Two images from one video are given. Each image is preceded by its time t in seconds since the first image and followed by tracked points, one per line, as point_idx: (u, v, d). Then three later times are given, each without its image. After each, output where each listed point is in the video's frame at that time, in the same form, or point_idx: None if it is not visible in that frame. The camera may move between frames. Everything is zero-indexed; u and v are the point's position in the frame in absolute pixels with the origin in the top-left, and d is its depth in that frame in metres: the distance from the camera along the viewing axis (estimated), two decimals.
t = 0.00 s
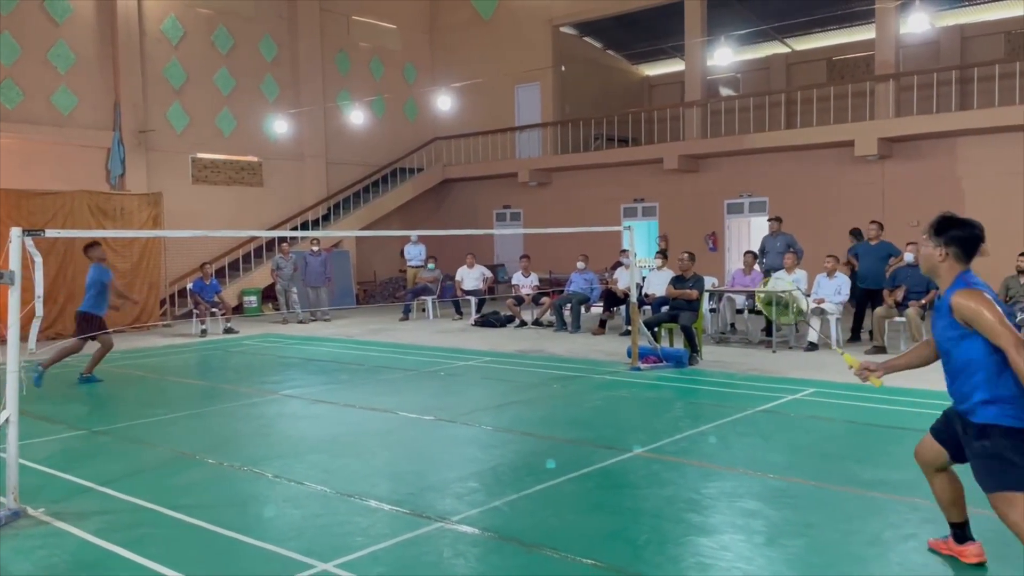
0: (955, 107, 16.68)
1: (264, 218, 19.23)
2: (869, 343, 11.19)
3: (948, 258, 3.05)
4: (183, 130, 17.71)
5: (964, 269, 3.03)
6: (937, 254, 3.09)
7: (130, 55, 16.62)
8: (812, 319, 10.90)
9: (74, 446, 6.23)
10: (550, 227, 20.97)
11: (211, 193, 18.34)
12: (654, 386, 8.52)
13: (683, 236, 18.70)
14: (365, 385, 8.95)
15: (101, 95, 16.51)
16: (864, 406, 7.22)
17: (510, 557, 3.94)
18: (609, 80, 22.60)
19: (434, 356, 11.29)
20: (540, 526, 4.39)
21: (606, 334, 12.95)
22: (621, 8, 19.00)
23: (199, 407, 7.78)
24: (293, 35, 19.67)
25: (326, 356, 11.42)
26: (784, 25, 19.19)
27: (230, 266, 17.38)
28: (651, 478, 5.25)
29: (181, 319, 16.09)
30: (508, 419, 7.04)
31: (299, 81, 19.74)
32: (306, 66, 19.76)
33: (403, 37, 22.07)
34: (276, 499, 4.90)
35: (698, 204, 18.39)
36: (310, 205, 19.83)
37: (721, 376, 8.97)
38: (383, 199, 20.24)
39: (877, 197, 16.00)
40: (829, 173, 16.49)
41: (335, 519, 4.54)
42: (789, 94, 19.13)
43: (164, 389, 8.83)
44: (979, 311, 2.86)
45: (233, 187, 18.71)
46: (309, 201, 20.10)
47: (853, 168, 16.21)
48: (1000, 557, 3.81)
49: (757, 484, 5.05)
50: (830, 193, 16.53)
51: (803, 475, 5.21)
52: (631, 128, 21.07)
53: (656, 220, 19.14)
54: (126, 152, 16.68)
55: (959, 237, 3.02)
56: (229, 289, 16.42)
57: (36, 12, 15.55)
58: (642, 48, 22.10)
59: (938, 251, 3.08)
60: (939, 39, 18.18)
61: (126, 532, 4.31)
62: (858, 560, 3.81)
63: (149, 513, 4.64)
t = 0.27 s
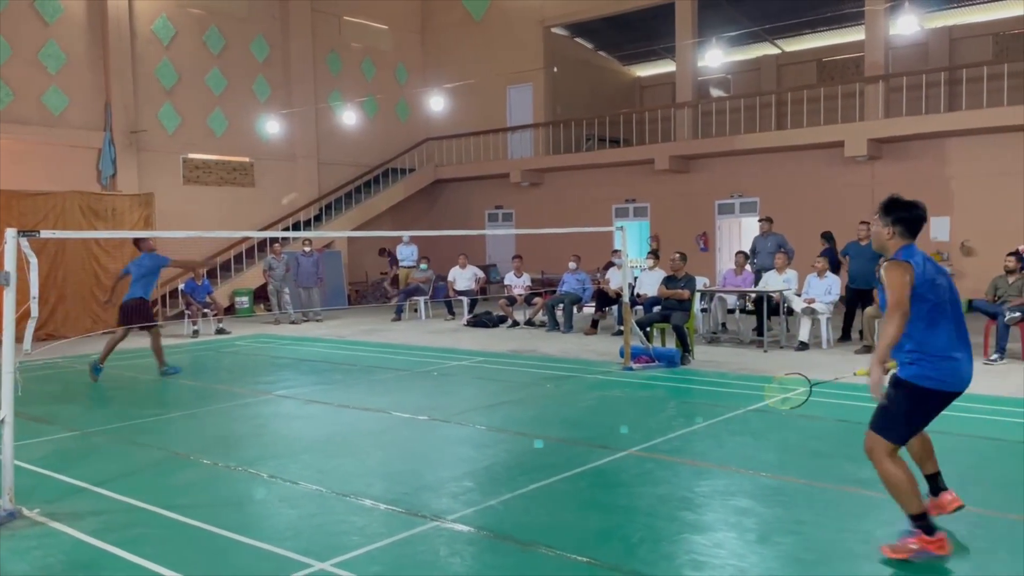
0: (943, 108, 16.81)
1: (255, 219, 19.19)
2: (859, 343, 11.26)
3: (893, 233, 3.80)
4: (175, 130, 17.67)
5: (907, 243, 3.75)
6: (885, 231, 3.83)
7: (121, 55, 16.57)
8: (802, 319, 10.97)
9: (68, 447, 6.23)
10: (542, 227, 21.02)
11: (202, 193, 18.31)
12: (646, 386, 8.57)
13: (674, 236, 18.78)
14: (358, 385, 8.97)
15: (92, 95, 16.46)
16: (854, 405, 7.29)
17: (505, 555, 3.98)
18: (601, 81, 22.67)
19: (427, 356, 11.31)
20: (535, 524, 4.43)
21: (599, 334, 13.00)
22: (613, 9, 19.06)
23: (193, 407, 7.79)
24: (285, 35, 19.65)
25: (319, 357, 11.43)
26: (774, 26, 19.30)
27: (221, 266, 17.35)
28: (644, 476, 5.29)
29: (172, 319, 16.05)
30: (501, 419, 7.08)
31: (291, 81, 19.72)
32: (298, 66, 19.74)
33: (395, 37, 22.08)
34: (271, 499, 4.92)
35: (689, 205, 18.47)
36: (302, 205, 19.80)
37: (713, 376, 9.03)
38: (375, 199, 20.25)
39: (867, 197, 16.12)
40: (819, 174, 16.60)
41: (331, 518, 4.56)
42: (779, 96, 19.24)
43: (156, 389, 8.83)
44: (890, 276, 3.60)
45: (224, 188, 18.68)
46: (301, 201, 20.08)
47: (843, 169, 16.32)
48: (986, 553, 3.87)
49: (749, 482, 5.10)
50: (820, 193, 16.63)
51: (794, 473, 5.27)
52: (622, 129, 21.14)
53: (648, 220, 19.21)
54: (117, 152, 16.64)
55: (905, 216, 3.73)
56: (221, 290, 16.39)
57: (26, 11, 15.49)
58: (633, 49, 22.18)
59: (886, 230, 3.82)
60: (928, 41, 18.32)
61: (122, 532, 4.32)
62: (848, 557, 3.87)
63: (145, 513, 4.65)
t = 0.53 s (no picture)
0: (930, 109, 16.94)
1: (245, 220, 19.13)
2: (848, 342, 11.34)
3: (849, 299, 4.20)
4: (164, 131, 17.60)
5: (861, 309, 4.16)
6: (844, 298, 4.21)
7: (110, 55, 16.50)
8: (792, 318, 11.05)
9: (61, 448, 6.21)
10: (533, 228, 21.05)
11: (192, 194, 18.24)
12: (638, 386, 8.61)
13: (664, 236, 18.85)
14: (351, 386, 8.97)
15: (80, 95, 16.38)
16: (844, 404, 7.36)
17: (501, 554, 4.00)
18: (591, 82, 22.73)
19: (419, 356, 11.32)
20: (531, 523, 4.46)
21: (590, 334, 13.05)
22: (603, 10, 19.12)
23: (185, 408, 7.77)
24: (275, 35, 19.59)
25: (311, 357, 11.42)
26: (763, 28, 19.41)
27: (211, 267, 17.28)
28: (638, 475, 5.33)
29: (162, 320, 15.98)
30: (495, 419, 7.10)
31: (281, 81, 19.67)
32: (287, 65, 19.69)
33: (385, 38, 22.06)
34: (267, 499, 4.93)
35: (679, 205, 18.55)
36: (292, 206, 19.74)
37: (704, 375, 9.08)
38: (366, 200, 20.22)
39: (855, 198, 16.24)
40: (808, 175, 16.71)
41: (327, 518, 4.58)
42: (769, 97, 19.35)
43: (148, 391, 8.80)
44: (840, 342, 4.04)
45: (214, 188, 18.61)
46: (291, 202, 20.02)
47: (832, 169, 16.44)
48: (978, 549, 3.92)
49: (742, 480, 5.15)
50: (809, 194, 16.74)
51: (787, 472, 5.32)
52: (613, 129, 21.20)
53: (638, 221, 19.27)
54: (106, 152, 16.56)
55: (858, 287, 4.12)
56: (211, 290, 16.33)
57: (14, 11, 15.40)
58: (623, 50, 22.25)
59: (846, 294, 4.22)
60: (915, 42, 18.47)
61: (119, 533, 4.32)
62: (841, 553, 3.92)
63: (140, 513, 4.64)
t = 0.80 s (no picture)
0: (916, 111, 17.10)
1: (233, 220, 19.05)
2: (836, 342, 11.44)
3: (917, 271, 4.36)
4: (152, 131, 17.52)
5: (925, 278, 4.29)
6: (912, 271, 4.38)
7: (98, 55, 16.41)
8: (781, 318, 11.14)
9: (52, 450, 6.18)
10: (522, 228, 21.09)
11: (180, 194, 18.15)
12: (629, 385, 8.66)
13: (653, 237, 18.93)
14: (342, 387, 8.97)
15: (67, 95, 16.27)
16: (833, 403, 7.43)
17: (497, 553, 4.03)
18: (580, 83, 22.80)
19: (410, 356, 11.32)
20: (526, 522, 4.48)
21: (580, 334, 13.09)
22: (592, 11, 19.17)
23: (176, 409, 7.75)
24: (263, 35, 19.53)
25: (301, 358, 11.41)
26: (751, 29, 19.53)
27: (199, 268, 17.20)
28: (631, 474, 5.37)
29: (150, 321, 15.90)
30: (487, 418, 7.13)
31: (269, 82, 19.61)
32: (275, 66, 19.62)
33: (373, 38, 22.03)
34: (262, 499, 4.93)
35: (668, 206, 18.63)
36: (281, 207, 19.67)
37: (694, 375, 9.14)
38: (354, 200, 20.20)
39: (842, 198, 16.37)
40: (795, 175, 16.83)
41: (322, 518, 4.59)
42: (756, 98, 19.46)
43: (137, 392, 8.76)
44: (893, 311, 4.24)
45: (202, 189, 18.53)
46: (279, 203, 19.95)
47: (819, 170, 16.57)
48: (967, 545, 3.98)
49: (734, 479, 5.20)
50: (797, 195, 16.86)
51: (778, 470, 5.37)
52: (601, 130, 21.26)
53: (627, 221, 19.34)
54: (93, 153, 16.46)
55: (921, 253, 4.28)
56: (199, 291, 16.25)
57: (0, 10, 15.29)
58: (611, 51, 22.33)
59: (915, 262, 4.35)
60: (901, 45, 18.65)
61: (113, 534, 4.32)
62: (833, 549, 3.97)
63: (134, 514, 4.64)
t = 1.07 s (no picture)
0: (901, 112, 17.23)
1: (219, 221, 18.93)
2: (823, 342, 11.52)
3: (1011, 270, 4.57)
4: (137, 131, 17.40)
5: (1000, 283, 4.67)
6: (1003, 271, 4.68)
7: (83, 54, 16.28)
8: (768, 318, 11.19)
9: (39, 451, 6.13)
10: (510, 229, 21.09)
11: (165, 195, 18.03)
12: (618, 385, 8.68)
13: (641, 237, 18.98)
14: (332, 387, 8.94)
15: (51, 94, 16.13)
16: (821, 402, 7.48)
17: (490, 552, 4.03)
18: (568, 84, 22.83)
19: (399, 357, 11.30)
20: (517, 522, 4.48)
21: (568, 334, 13.11)
22: (580, 12, 19.19)
23: (165, 410, 7.70)
24: (250, 35, 19.43)
25: (289, 359, 11.36)
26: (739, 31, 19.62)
27: (186, 268, 17.08)
28: (622, 473, 5.38)
29: (136, 322, 15.79)
30: (477, 419, 7.12)
31: (256, 82, 19.50)
32: (262, 66, 19.53)
33: (361, 38, 21.97)
34: (252, 500, 4.91)
35: (656, 207, 18.68)
36: (267, 208, 19.57)
37: (682, 375, 9.17)
38: (342, 201, 20.13)
39: (828, 199, 16.47)
40: (783, 176, 16.92)
41: (313, 518, 4.57)
42: (744, 99, 19.54)
43: (125, 393, 8.70)
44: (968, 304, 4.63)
45: (188, 189, 18.40)
46: (266, 203, 19.85)
47: (806, 171, 16.66)
48: (955, 542, 4.02)
49: (724, 477, 5.22)
50: (784, 195, 16.95)
51: (767, 468, 5.40)
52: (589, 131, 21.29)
53: (615, 222, 19.37)
54: (78, 153, 16.33)
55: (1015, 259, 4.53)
56: (186, 292, 16.10)
57: None
58: (599, 52, 22.38)
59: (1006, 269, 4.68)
60: (887, 47, 18.79)
61: (103, 536, 4.28)
62: (823, 547, 4.00)
63: (124, 516, 4.61)
